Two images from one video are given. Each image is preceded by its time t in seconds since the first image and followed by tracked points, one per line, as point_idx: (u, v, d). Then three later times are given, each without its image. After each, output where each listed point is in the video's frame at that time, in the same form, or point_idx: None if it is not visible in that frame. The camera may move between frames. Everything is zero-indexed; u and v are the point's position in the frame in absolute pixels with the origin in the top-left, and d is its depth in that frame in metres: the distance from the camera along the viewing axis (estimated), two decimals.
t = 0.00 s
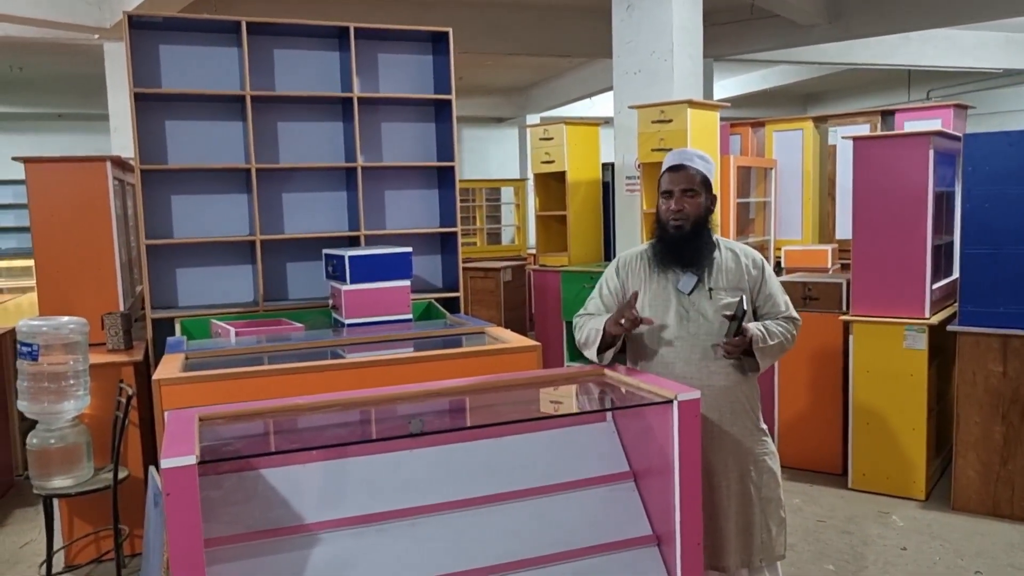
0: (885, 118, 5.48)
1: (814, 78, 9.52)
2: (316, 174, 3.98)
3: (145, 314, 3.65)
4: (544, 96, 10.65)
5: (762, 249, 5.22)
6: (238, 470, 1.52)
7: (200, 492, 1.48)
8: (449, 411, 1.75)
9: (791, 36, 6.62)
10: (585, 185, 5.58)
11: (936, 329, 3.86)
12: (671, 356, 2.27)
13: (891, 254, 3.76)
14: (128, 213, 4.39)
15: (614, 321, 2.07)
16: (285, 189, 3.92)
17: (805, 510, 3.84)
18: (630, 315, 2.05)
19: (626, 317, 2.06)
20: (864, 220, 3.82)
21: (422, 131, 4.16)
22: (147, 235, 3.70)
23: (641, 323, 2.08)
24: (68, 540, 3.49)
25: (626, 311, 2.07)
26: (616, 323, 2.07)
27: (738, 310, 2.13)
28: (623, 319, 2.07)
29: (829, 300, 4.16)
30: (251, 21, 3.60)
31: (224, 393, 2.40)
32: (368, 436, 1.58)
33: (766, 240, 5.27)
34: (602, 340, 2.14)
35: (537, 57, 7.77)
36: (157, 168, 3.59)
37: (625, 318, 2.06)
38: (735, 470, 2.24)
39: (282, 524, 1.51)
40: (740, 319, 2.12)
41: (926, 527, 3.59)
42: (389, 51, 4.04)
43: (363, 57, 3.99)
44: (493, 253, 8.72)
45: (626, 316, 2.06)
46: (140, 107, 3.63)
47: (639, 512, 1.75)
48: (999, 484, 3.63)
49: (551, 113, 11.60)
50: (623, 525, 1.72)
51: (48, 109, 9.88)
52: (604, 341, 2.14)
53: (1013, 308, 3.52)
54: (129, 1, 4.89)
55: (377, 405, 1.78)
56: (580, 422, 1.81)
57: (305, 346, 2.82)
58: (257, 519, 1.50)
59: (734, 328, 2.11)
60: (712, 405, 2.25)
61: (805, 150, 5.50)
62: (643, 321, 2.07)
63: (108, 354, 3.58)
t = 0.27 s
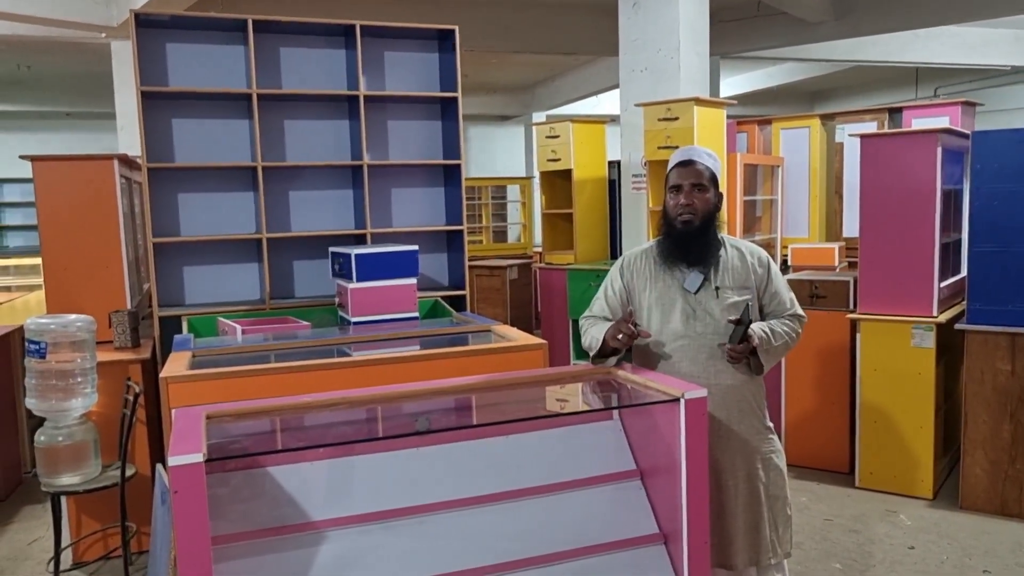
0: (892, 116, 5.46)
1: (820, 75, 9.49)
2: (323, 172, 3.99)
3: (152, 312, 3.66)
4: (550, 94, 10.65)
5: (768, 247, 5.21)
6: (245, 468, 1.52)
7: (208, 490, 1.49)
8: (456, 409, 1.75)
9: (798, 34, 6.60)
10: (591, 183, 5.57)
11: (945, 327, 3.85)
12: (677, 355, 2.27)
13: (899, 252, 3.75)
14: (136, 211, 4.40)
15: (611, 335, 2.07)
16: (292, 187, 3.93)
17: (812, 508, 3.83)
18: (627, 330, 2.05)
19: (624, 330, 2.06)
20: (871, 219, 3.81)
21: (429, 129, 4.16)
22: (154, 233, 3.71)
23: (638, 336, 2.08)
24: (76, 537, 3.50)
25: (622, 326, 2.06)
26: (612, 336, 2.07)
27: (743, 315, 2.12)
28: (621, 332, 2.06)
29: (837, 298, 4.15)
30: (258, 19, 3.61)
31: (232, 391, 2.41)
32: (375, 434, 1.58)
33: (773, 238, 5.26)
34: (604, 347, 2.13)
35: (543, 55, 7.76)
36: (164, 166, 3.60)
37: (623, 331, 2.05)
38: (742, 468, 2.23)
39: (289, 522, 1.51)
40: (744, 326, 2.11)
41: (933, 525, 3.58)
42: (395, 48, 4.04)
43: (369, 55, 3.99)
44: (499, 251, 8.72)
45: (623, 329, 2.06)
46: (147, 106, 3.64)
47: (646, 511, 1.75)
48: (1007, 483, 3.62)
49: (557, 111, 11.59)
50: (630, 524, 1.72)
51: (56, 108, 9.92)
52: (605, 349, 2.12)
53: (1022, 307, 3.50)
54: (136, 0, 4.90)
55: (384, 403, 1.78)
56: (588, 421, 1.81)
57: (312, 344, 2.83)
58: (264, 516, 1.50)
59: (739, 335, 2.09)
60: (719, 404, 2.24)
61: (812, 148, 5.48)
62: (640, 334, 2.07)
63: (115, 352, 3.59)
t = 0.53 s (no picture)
0: (899, 113, 5.44)
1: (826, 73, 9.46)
2: (328, 170, 3.99)
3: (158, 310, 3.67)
4: (555, 92, 10.64)
5: (774, 245, 5.20)
6: (250, 466, 1.52)
7: (213, 488, 1.49)
8: (461, 408, 1.75)
9: (803, 31, 6.58)
10: (597, 181, 5.56)
11: (951, 326, 3.83)
12: (680, 353, 2.26)
13: (905, 250, 3.73)
14: (141, 209, 4.41)
15: (617, 321, 2.07)
16: (297, 185, 3.93)
17: (817, 507, 3.82)
18: (633, 314, 2.05)
19: (629, 314, 2.06)
20: (878, 217, 3.79)
21: (433, 127, 4.15)
22: (160, 231, 3.72)
23: (645, 320, 2.08)
24: (82, 534, 3.52)
25: (628, 310, 2.06)
26: (618, 322, 2.07)
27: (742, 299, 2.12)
28: (626, 318, 2.06)
29: (842, 296, 4.14)
30: (263, 17, 3.61)
31: (237, 389, 2.41)
32: (380, 432, 1.58)
33: (778, 236, 5.24)
34: (608, 339, 2.13)
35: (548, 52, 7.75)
36: (169, 164, 3.60)
37: (628, 315, 2.05)
38: (746, 467, 2.23)
39: (294, 520, 1.51)
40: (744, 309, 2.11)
41: (939, 524, 3.57)
42: (400, 46, 4.04)
43: (374, 53, 3.99)
44: (503, 249, 8.72)
45: (629, 313, 2.06)
46: (152, 104, 3.65)
47: (651, 509, 1.75)
48: (1013, 482, 3.61)
49: (562, 109, 11.57)
50: (635, 522, 1.71)
51: (62, 106, 9.92)
52: (611, 340, 2.13)
53: None
54: None
55: (389, 401, 1.78)
56: (592, 419, 1.81)
57: (316, 342, 2.83)
58: (269, 514, 1.50)
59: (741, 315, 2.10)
60: (723, 402, 2.24)
61: (817, 145, 5.46)
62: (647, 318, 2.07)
63: (121, 350, 3.60)
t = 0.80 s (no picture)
0: (903, 112, 5.42)
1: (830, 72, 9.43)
2: (332, 169, 3.99)
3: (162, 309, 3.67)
4: (559, 91, 10.63)
5: (778, 245, 5.19)
6: (254, 464, 1.52)
7: (217, 486, 1.49)
8: (464, 407, 1.75)
9: (808, 30, 6.56)
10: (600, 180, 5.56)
11: (956, 325, 3.82)
12: (683, 352, 2.26)
13: (910, 249, 3.72)
14: (146, 208, 4.42)
15: (627, 307, 2.09)
16: (301, 184, 3.94)
17: (821, 506, 3.81)
18: (643, 298, 2.07)
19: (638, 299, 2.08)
20: (882, 216, 3.79)
21: (437, 126, 4.15)
22: (164, 231, 3.73)
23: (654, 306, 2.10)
24: (87, 532, 3.53)
25: (637, 295, 2.09)
26: (629, 308, 2.09)
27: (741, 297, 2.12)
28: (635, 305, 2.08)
29: (847, 296, 4.12)
30: (267, 16, 3.61)
31: (241, 388, 2.41)
32: (384, 431, 1.58)
33: (782, 235, 5.23)
34: (617, 332, 2.17)
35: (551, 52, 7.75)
36: (173, 164, 3.61)
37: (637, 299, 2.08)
38: (749, 466, 2.22)
39: (298, 518, 1.52)
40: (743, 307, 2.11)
41: (943, 524, 3.56)
42: (403, 46, 4.04)
43: (378, 52, 3.99)
44: (507, 249, 8.72)
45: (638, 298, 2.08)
46: (156, 104, 3.66)
47: (654, 508, 1.75)
48: (1017, 481, 3.60)
49: (566, 108, 11.57)
50: (638, 521, 1.71)
51: (67, 105, 9.95)
52: (619, 334, 2.17)
53: None
54: None
55: (392, 400, 1.78)
56: (596, 418, 1.80)
57: (320, 341, 2.83)
58: (273, 512, 1.51)
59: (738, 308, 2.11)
60: (725, 401, 2.24)
61: (822, 144, 5.45)
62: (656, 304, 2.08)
63: (125, 349, 3.61)
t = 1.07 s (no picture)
0: (906, 112, 5.42)
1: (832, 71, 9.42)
2: (333, 169, 3.99)
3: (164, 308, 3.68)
4: (561, 91, 10.63)
5: (780, 244, 5.18)
6: (256, 463, 1.53)
7: (219, 486, 1.49)
8: (466, 406, 1.75)
9: (810, 30, 6.56)
10: (602, 179, 5.56)
11: (957, 325, 3.82)
12: (684, 353, 2.25)
13: (912, 248, 3.72)
14: (148, 207, 4.42)
15: (626, 327, 2.05)
16: (303, 183, 3.94)
17: (823, 506, 3.81)
18: (643, 320, 2.04)
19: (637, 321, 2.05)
20: (883, 216, 3.78)
21: (439, 126, 4.15)
22: (166, 230, 3.73)
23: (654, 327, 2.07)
24: (89, 531, 3.53)
25: (638, 316, 2.05)
26: (628, 328, 2.05)
27: (743, 300, 2.12)
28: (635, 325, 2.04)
29: (848, 295, 4.12)
30: (269, 16, 3.61)
31: (242, 388, 2.41)
32: (386, 430, 1.58)
33: (784, 235, 5.22)
34: (617, 344, 2.11)
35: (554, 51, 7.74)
36: (175, 163, 3.61)
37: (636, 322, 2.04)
38: (751, 466, 2.22)
39: (300, 518, 1.52)
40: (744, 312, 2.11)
41: (945, 524, 3.55)
42: (405, 46, 4.04)
43: (380, 52, 3.99)
44: (509, 248, 8.72)
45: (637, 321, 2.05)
46: (158, 103, 3.66)
47: (655, 508, 1.75)
48: (1019, 481, 3.59)
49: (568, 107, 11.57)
50: (639, 521, 1.71)
51: (69, 104, 9.96)
52: (619, 344, 2.11)
53: None
54: None
55: (393, 400, 1.78)
56: (597, 418, 1.80)
57: (321, 340, 2.83)
58: (274, 512, 1.51)
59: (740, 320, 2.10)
60: (727, 401, 2.24)
61: (824, 143, 5.44)
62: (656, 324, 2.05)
63: (127, 348, 3.61)
